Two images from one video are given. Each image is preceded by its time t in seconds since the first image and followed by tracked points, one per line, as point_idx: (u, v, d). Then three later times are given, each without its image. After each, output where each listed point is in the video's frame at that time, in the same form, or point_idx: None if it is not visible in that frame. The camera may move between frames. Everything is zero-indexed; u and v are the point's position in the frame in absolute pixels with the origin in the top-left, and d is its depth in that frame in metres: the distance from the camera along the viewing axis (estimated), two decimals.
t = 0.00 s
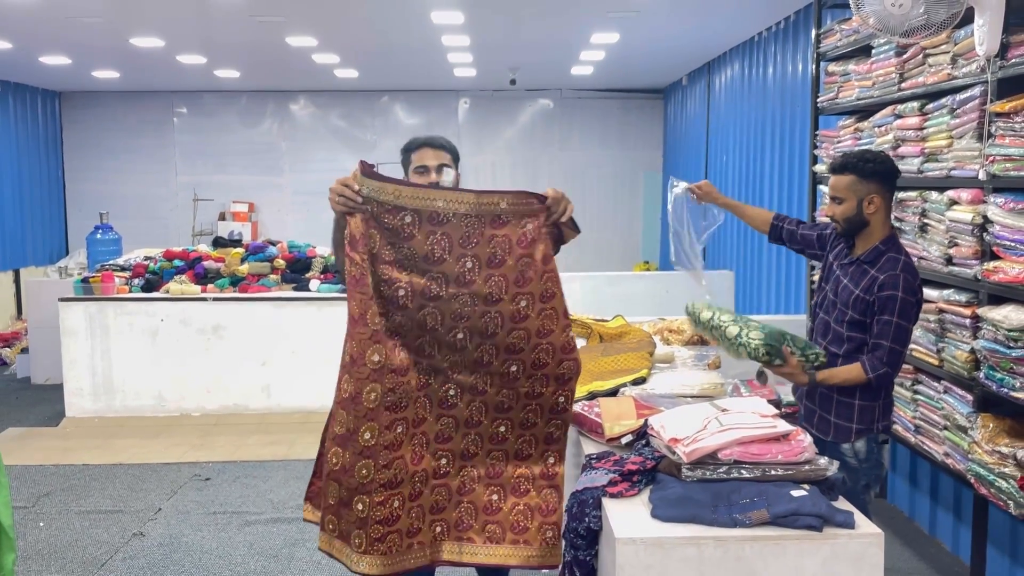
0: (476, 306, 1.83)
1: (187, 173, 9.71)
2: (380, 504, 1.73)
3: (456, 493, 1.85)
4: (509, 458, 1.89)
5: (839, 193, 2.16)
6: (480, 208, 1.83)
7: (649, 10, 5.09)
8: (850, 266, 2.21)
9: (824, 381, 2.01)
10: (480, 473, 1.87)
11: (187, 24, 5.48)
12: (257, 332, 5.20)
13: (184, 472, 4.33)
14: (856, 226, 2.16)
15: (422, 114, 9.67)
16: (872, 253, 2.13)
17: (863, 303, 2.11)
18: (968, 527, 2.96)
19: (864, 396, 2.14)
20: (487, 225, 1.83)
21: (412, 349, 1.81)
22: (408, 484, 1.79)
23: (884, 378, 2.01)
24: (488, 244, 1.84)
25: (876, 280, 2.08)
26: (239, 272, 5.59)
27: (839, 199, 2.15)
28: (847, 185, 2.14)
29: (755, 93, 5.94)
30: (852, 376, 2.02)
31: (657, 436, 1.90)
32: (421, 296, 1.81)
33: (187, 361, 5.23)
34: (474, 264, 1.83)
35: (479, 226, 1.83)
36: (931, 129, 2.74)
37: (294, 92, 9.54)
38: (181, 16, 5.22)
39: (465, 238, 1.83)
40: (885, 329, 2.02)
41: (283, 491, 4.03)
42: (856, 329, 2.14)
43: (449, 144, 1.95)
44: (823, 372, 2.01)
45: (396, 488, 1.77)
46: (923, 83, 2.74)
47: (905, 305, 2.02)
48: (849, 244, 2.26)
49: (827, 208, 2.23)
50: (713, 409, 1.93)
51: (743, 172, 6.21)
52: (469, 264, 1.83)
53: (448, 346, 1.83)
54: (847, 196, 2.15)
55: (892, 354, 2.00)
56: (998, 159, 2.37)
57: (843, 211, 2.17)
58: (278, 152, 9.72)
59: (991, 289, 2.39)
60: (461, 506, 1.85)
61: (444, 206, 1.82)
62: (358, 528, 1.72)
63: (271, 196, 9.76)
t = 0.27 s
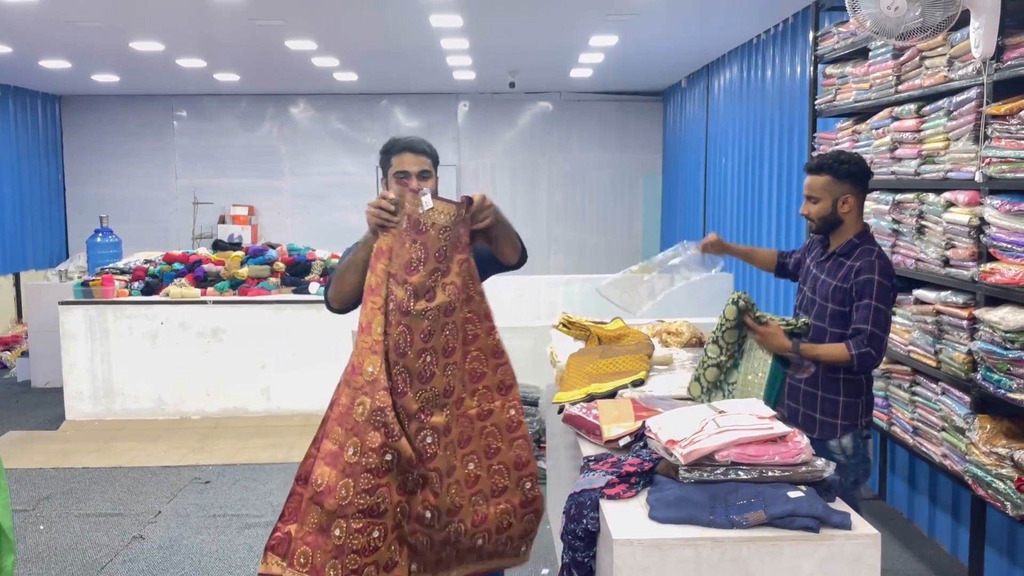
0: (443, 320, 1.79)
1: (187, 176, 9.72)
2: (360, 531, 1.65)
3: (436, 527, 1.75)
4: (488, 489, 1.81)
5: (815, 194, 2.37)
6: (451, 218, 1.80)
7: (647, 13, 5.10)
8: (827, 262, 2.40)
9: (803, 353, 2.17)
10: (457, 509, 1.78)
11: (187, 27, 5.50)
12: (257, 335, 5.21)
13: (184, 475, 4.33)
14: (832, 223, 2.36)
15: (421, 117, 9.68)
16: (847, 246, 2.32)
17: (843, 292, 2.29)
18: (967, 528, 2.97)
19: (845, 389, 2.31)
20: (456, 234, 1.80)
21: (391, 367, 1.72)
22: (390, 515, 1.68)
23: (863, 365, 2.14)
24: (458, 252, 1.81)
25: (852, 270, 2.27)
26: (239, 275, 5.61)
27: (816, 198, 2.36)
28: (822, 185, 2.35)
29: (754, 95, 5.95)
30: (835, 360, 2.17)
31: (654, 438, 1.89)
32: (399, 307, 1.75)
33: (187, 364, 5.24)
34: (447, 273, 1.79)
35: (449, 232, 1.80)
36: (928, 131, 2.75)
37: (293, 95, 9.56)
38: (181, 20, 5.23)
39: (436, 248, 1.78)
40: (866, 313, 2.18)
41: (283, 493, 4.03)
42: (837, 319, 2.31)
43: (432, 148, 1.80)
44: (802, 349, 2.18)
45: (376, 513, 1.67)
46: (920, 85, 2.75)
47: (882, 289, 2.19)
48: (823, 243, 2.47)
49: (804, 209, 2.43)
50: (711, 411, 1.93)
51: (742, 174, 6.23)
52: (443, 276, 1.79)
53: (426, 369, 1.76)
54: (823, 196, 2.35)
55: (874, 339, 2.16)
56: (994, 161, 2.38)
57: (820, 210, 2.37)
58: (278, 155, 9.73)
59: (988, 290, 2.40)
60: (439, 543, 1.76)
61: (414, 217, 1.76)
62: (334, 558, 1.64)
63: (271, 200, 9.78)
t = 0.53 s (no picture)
0: (421, 331, 1.80)
1: (188, 179, 9.74)
2: (371, 555, 1.76)
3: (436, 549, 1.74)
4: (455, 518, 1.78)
5: (790, 196, 2.36)
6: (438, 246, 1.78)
7: (647, 16, 5.11)
8: (806, 259, 2.42)
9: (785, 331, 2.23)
10: (458, 525, 1.79)
11: (188, 31, 5.52)
12: (259, 338, 5.21)
13: (186, 478, 4.34)
14: (810, 223, 2.36)
15: (422, 120, 9.70)
16: (825, 242, 2.35)
17: (825, 286, 2.32)
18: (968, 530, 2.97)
19: (835, 386, 2.32)
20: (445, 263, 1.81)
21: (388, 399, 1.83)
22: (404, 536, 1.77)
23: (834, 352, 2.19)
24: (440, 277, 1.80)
25: (832, 264, 2.30)
26: (240, 278, 5.61)
27: (792, 201, 2.35)
28: (798, 187, 2.34)
29: (754, 97, 5.95)
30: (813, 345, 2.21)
31: (655, 440, 1.89)
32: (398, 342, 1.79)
33: (188, 367, 5.25)
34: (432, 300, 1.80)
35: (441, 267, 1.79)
36: (929, 132, 2.75)
37: (294, 98, 9.58)
38: (182, 23, 5.24)
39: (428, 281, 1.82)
40: (847, 304, 2.22)
41: (285, 496, 4.03)
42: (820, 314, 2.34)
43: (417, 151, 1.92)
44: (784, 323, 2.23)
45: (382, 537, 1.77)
46: (920, 87, 2.76)
47: (862, 280, 2.23)
48: (800, 242, 2.48)
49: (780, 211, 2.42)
50: (711, 413, 1.93)
51: (743, 176, 6.23)
52: (427, 305, 1.80)
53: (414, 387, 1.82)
54: (799, 198, 2.35)
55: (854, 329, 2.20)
56: (994, 162, 2.39)
57: (796, 212, 2.37)
58: (279, 159, 9.74)
59: (989, 291, 2.40)
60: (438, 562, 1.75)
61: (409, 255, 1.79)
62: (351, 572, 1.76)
63: (272, 203, 9.79)
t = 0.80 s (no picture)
0: (426, 353, 1.87)
1: (190, 182, 9.75)
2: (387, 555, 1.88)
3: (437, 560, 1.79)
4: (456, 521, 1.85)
5: (772, 200, 2.39)
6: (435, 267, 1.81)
7: (648, 18, 5.12)
8: (791, 261, 2.43)
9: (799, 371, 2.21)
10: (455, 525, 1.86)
11: (190, 34, 5.53)
12: (261, 341, 5.21)
13: (188, 480, 4.34)
14: (792, 225, 2.39)
15: (423, 122, 9.71)
16: (808, 243, 2.37)
17: (813, 288, 2.32)
18: (970, 532, 2.97)
19: (826, 385, 2.34)
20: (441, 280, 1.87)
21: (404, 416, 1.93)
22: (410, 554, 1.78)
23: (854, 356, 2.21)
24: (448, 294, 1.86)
25: (819, 265, 2.31)
26: (241, 281, 5.62)
27: (773, 206, 2.38)
28: (778, 191, 2.37)
29: (755, 99, 5.95)
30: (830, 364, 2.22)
31: (657, 442, 1.88)
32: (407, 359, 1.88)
33: (190, 370, 5.25)
34: (437, 323, 1.85)
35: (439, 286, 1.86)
36: (930, 134, 2.75)
37: (296, 101, 9.59)
38: (183, 27, 5.26)
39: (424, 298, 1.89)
40: (839, 305, 2.24)
41: (287, 499, 4.03)
42: (809, 316, 2.35)
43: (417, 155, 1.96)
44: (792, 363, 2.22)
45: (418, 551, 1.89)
46: (921, 89, 2.76)
47: (852, 280, 2.24)
48: (784, 245, 2.49)
49: (764, 217, 2.46)
50: (713, 414, 1.92)
51: (744, 178, 6.23)
52: (432, 327, 1.85)
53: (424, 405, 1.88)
54: (780, 202, 2.37)
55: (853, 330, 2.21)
56: (996, 164, 2.39)
57: (779, 216, 2.39)
58: (281, 161, 9.76)
59: (990, 293, 2.40)
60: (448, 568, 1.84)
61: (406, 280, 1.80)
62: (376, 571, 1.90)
63: (273, 206, 9.80)
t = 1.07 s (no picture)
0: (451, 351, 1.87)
1: (191, 185, 9.76)
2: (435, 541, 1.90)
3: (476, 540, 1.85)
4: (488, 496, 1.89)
5: (761, 205, 2.38)
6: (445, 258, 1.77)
7: (649, 21, 5.13)
8: (784, 262, 2.43)
9: (811, 375, 2.18)
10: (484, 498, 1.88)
11: (191, 38, 5.54)
12: (262, 343, 5.22)
13: (189, 483, 4.34)
14: (784, 228, 2.39)
15: (424, 125, 9.72)
16: (802, 244, 2.38)
17: (811, 287, 2.33)
18: (971, 534, 2.97)
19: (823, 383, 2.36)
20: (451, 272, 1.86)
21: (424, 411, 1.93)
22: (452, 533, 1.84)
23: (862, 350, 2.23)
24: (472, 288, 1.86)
25: (817, 264, 2.32)
26: (242, 284, 5.62)
27: (764, 211, 2.37)
28: (766, 197, 2.35)
29: (756, 101, 5.96)
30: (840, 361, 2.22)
31: (657, 444, 1.88)
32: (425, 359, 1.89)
33: (192, 373, 5.25)
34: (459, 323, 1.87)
35: (450, 276, 1.84)
36: (930, 136, 2.75)
37: (297, 104, 9.60)
38: (184, 30, 5.27)
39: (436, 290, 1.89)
40: (842, 301, 2.25)
41: (288, 502, 4.04)
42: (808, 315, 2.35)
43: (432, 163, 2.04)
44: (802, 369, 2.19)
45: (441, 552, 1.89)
46: (921, 91, 2.76)
47: (852, 276, 2.26)
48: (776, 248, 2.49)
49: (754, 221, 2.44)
50: (714, 417, 1.92)
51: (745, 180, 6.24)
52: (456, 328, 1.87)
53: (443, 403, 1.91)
54: (770, 207, 2.37)
55: (858, 324, 2.22)
56: (996, 166, 2.39)
57: (769, 221, 2.39)
58: (282, 164, 9.77)
59: (991, 295, 2.40)
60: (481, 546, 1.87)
61: (408, 271, 1.76)
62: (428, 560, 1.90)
63: (274, 208, 9.81)
